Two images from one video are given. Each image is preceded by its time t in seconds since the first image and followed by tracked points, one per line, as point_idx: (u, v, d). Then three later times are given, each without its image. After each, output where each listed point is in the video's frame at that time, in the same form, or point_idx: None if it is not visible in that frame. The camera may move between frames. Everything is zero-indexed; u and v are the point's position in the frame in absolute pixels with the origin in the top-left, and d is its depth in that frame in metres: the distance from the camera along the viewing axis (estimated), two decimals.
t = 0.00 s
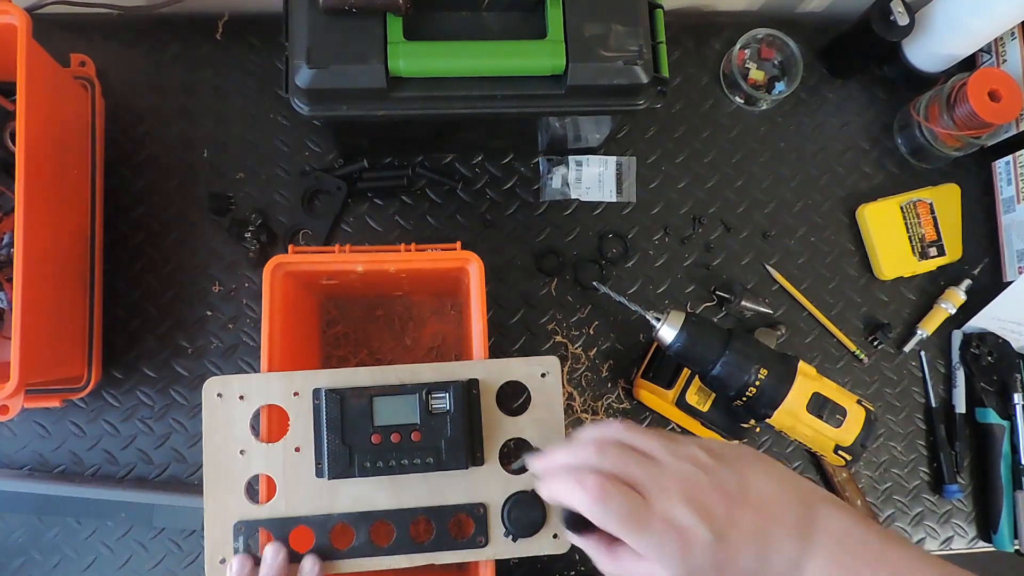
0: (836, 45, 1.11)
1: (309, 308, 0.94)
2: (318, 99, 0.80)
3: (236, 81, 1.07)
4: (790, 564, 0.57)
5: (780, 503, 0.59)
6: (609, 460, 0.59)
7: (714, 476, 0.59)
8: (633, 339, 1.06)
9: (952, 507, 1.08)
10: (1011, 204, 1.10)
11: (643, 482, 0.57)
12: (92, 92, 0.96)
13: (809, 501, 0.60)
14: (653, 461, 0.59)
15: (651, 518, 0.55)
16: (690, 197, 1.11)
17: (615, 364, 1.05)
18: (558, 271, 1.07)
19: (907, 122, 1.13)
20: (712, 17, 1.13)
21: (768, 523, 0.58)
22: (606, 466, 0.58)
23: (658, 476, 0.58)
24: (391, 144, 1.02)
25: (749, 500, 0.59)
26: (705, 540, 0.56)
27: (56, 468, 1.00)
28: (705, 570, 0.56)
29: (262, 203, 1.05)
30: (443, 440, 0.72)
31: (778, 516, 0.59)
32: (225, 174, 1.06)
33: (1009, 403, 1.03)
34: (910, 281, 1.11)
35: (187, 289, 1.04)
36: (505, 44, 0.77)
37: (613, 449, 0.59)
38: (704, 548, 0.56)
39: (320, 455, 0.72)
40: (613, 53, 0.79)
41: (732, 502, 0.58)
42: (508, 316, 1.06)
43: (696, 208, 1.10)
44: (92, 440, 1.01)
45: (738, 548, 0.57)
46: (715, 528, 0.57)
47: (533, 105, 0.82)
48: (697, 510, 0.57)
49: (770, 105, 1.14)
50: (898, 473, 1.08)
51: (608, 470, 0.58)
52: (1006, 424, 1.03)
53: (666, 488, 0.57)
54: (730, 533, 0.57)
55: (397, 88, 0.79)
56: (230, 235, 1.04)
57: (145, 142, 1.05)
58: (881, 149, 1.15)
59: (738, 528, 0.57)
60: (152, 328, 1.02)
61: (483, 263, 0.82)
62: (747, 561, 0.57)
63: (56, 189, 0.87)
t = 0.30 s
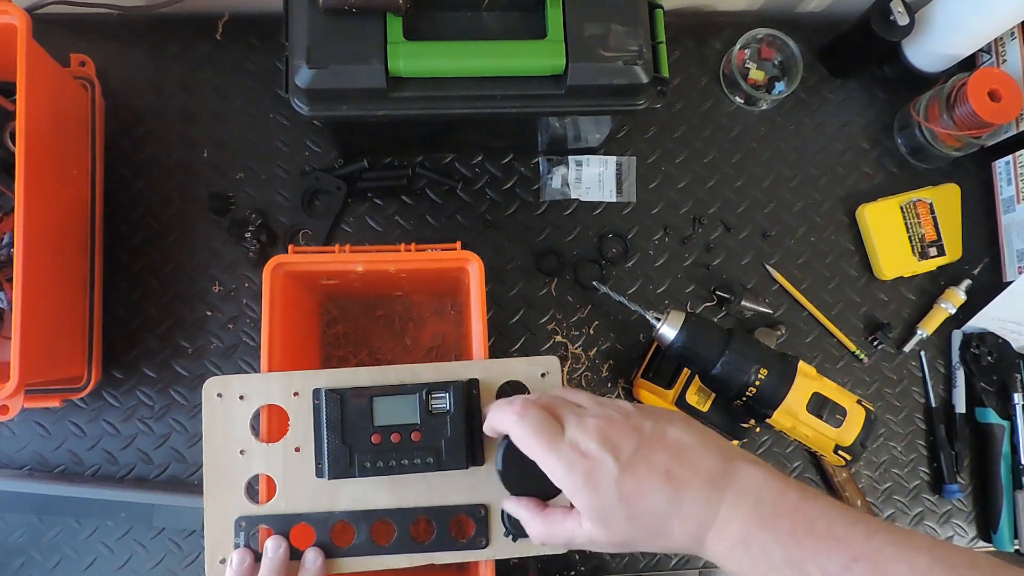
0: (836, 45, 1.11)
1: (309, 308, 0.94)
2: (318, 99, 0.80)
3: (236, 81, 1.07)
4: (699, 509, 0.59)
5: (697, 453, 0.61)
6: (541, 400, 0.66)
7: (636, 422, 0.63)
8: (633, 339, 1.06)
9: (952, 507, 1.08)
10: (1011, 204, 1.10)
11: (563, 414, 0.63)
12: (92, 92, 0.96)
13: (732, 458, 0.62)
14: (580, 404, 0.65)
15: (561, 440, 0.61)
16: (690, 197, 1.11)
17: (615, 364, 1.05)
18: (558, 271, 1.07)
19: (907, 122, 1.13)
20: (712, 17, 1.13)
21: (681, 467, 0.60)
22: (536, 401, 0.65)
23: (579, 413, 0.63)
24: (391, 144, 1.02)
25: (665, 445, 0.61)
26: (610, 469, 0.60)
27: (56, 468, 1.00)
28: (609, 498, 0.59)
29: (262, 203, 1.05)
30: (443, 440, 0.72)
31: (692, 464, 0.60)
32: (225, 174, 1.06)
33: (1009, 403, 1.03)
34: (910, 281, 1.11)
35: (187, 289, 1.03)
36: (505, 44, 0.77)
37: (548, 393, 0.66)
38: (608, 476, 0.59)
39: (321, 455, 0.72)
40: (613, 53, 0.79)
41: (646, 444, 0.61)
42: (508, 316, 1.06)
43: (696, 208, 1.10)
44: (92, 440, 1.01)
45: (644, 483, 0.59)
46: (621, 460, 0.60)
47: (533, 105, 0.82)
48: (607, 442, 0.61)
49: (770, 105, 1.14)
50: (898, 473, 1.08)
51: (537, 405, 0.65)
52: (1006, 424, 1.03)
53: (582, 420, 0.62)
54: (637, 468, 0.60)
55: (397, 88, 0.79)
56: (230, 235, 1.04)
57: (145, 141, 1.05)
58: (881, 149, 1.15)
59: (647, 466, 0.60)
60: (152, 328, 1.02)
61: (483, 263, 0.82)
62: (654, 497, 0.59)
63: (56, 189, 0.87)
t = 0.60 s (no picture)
0: (835, 45, 1.11)
1: (309, 308, 0.94)
2: (318, 99, 0.80)
3: (236, 81, 1.07)
4: (691, 523, 0.60)
5: (692, 467, 0.61)
6: (538, 408, 0.65)
7: (632, 434, 0.63)
8: (633, 339, 1.06)
9: (952, 507, 1.08)
10: (1011, 204, 1.10)
11: (559, 424, 0.63)
12: (92, 92, 0.96)
13: (722, 472, 0.62)
14: (577, 414, 0.64)
15: (559, 452, 0.61)
16: (690, 197, 1.11)
17: (615, 364, 1.05)
18: (558, 271, 1.07)
19: (907, 122, 1.13)
20: (712, 17, 1.13)
21: (676, 481, 0.60)
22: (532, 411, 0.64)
23: (576, 423, 0.63)
24: (391, 144, 1.02)
25: (661, 459, 0.61)
26: (607, 482, 0.59)
27: (56, 468, 1.00)
28: (605, 511, 0.59)
29: (262, 203, 1.05)
30: (442, 440, 0.72)
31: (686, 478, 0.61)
32: (225, 174, 1.06)
33: (1009, 403, 1.03)
34: (910, 281, 1.11)
35: (187, 289, 1.03)
36: (505, 44, 0.77)
37: (544, 402, 0.65)
38: (605, 490, 0.59)
39: (320, 456, 0.72)
40: (613, 53, 0.79)
41: (643, 457, 0.61)
42: (508, 316, 1.06)
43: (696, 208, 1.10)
44: (92, 440, 1.01)
45: (640, 497, 0.59)
46: (619, 473, 0.59)
47: (533, 105, 0.82)
48: (605, 455, 0.60)
49: (770, 105, 1.14)
50: (899, 473, 1.08)
51: (534, 415, 0.64)
52: (1006, 424, 1.03)
53: (579, 432, 0.62)
54: (634, 482, 0.59)
55: (397, 88, 0.79)
56: (231, 235, 1.04)
57: (145, 141, 1.06)
58: (881, 149, 1.15)
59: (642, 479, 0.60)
60: (152, 328, 1.02)
61: (483, 263, 0.82)
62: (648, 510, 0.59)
63: (56, 189, 0.87)
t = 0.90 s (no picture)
0: (835, 45, 1.11)
1: (309, 308, 0.94)
2: (318, 99, 0.80)
3: (236, 81, 1.07)
4: None
5: (781, 548, 0.64)
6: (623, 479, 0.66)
7: (719, 514, 0.65)
8: (633, 339, 1.06)
9: (952, 507, 1.08)
10: (1011, 204, 1.10)
11: (650, 499, 0.65)
12: (92, 92, 0.96)
13: (809, 554, 0.65)
14: (663, 485, 0.66)
15: (653, 530, 0.63)
16: (690, 197, 1.11)
17: (615, 364, 1.05)
18: (558, 271, 1.07)
19: (907, 122, 1.13)
20: (712, 16, 1.13)
21: (770, 560, 0.62)
22: (619, 483, 0.66)
23: (666, 497, 0.65)
24: (391, 144, 1.02)
25: (750, 537, 0.64)
26: (702, 559, 0.61)
27: (56, 468, 1.00)
28: None
29: (262, 203, 1.05)
30: (442, 440, 0.72)
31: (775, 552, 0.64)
32: (225, 174, 1.06)
33: (1009, 403, 1.03)
34: (910, 281, 1.11)
35: (187, 289, 1.03)
36: (505, 44, 0.77)
37: (627, 470, 0.67)
38: (701, 567, 0.61)
39: (321, 456, 0.72)
40: (613, 53, 0.79)
41: (734, 538, 0.64)
42: (508, 316, 1.06)
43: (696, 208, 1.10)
44: (92, 440, 1.01)
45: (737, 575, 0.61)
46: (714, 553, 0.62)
47: (533, 105, 0.82)
48: (698, 532, 0.63)
49: (770, 105, 1.14)
50: (899, 473, 1.08)
51: (621, 489, 0.65)
52: (1006, 424, 1.03)
53: (671, 509, 0.64)
54: (729, 561, 0.62)
55: (397, 88, 0.79)
56: (231, 235, 1.04)
57: (145, 141, 1.06)
58: (881, 149, 1.15)
59: (742, 557, 0.62)
60: (152, 328, 1.02)
61: (483, 263, 0.82)
62: None
63: (56, 189, 0.87)
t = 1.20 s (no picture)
0: (836, 45, 1.11)
1: (309, 308, 0.94)
2: (318, 99, 0.80)
3: (236, 81, 1.07)
4: None
5: None
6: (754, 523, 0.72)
7: (854, 554, 0.69)
8: (633, 338, 1.06)
9: (952, 507, 1.08)
10: (1011, 204, 1.10)
11: (783, 539, 0.70)
12: (92, 92, 0.96)
13: None
14: (795, 527, 0.71)
15: (784, 565, 0.67)
16: (690, 198, 1.11)
17: (616, 364, 1.05)
18: (558, 272, 1.07)
19: (907, 122, 1.13)
20: (712, 17, 1.13)
21: None
22: (752, 525, 0.72)
23: (798, 537, 0.70)
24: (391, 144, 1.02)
25: None
26: None
27: (56, 468, 1.00)
28: None
29: (262, 203, 1.05)
30: (442, 439, 0.72)
31: None
32: (226, 174, 1.06)
33: (1009, 403, 1.03)
34: (910, 281, 1.11)
35: (186, 289, 1.03)
36: (504, 44, 0.77)
37: (758, 513, 0.73)
38: None
39: (321, 456, 0.72)
40: (613, 53, 0.79)
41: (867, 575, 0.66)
42: (508, 316, 1.06)
43: (696, 208, 1.10)
44: (91, 440, 1.01)
45: None
46: None
47: (533, 105, 0.82)
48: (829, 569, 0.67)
49: (770, 105, 1.14)
50: (899, 473, 1.08)
51: (752, 528, 0.72)
52: (1006, 424, 1.03)
53: (802, 547, 0.69)
54: None
55: (397, 88, 0.79)
56: (231, 235, 1.04)
57: (145, 141, 1.06)
58: (881, 149, 1.15)
59: None
60: (152, 328, 1.02)
61: (483, 263, 0.82)
62: None
63: (56, 189, 0.87)
